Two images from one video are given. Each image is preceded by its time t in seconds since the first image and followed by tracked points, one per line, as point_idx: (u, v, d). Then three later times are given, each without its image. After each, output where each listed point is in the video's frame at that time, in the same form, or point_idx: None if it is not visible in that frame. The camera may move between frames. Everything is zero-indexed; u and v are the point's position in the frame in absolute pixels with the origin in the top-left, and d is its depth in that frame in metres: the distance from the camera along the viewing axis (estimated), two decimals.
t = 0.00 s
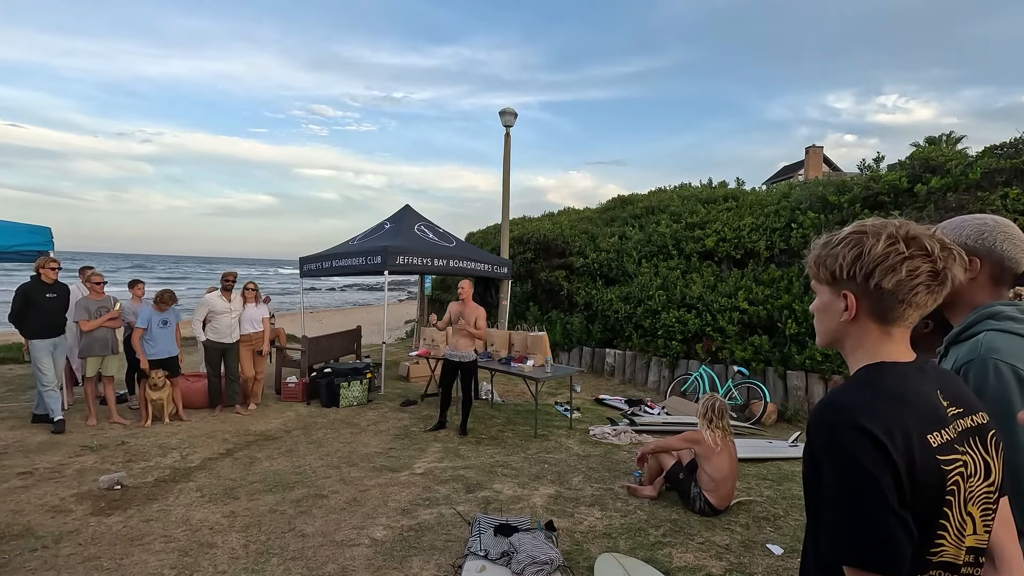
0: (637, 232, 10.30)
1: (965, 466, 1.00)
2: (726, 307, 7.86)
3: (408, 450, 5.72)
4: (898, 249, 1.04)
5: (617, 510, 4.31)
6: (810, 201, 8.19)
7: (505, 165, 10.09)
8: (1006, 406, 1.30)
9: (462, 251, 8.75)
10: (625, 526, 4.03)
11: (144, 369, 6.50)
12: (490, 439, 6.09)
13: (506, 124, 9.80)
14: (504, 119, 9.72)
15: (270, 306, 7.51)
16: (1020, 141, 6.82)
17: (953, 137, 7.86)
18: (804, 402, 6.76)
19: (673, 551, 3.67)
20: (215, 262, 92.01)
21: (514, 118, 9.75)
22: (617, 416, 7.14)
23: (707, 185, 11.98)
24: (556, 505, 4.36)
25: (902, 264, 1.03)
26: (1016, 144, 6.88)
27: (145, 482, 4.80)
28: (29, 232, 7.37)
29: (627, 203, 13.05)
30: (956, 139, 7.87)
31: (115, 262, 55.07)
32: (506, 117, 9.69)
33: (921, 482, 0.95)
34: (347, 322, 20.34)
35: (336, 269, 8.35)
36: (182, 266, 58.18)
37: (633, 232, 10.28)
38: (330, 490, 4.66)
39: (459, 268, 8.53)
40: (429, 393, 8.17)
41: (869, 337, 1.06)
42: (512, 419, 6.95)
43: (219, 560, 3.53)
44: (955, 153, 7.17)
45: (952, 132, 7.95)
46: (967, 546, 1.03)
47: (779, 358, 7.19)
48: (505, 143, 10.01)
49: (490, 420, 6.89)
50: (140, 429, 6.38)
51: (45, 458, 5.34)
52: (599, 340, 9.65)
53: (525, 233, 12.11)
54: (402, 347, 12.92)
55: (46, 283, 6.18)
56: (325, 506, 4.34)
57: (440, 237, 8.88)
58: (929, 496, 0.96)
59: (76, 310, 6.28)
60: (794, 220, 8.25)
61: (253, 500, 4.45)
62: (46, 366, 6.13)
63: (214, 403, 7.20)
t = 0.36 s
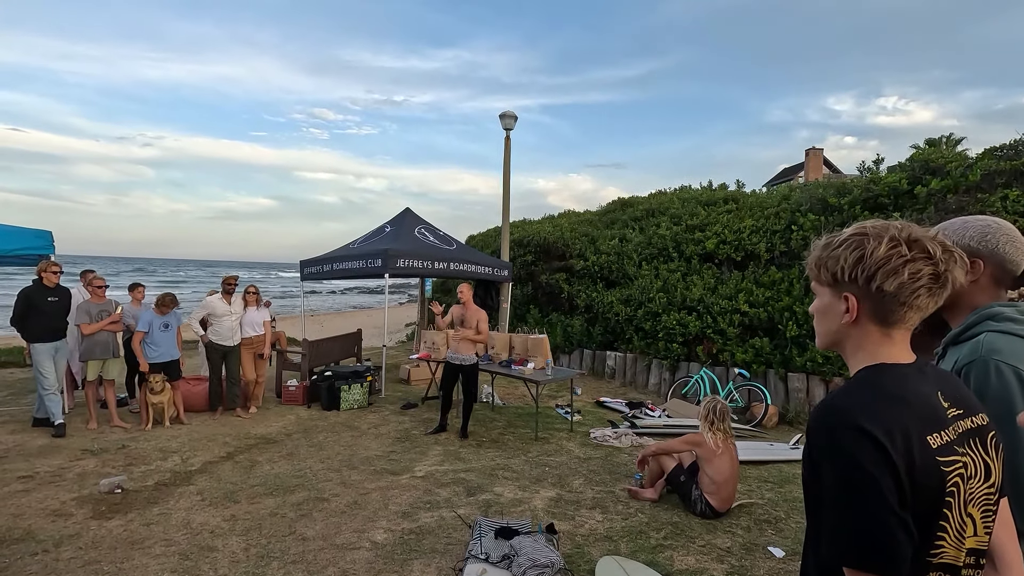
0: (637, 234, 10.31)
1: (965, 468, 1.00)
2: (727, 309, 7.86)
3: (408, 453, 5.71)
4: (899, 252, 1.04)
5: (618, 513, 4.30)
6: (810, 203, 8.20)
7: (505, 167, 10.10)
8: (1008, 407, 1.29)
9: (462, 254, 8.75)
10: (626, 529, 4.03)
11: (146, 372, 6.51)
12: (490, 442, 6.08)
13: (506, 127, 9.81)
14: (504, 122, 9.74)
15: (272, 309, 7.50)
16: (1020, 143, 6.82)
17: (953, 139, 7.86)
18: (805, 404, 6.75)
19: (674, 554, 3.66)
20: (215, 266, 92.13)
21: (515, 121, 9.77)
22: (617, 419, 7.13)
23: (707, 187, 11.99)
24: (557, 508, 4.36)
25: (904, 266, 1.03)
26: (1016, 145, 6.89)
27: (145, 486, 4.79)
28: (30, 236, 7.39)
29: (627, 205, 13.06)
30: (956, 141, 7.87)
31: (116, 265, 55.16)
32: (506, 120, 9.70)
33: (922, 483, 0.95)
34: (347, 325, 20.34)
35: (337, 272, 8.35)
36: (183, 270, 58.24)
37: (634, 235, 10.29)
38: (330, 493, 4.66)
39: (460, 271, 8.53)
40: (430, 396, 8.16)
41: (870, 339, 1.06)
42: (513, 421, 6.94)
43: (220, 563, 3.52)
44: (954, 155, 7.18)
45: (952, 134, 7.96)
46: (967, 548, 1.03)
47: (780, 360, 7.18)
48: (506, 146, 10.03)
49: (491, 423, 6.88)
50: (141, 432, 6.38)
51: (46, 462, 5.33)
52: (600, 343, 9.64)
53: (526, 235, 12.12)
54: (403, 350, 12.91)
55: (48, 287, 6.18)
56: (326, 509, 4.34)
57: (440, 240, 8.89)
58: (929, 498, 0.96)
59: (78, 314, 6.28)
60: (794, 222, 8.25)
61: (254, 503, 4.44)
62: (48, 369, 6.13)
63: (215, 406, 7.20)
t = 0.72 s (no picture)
0: (638, 236, 10.32)
1: (970, 470, 1.00)
2: (728, 310, 7.85)
3: (410, 456, 5.70)
4: (903, 254, 1.04)
5: (620, 515, 4.29)
6: (811, 205, 8.20)
7: (506, 170, 10.10)
8: (1010, 408, 1.29)
9: (463, 256, 8.76)
10: (628, 532, 4.02)
11: (148, 375, 6.51)
12: (492, 445, 6.08)
13: (507, 130, 9.82)
14: (505, 124, 9.76)
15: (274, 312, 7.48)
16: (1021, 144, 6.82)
17: (954, 141, 7.86)
18: (807, 406, 6.74)
19: (676, 557, 3.65)
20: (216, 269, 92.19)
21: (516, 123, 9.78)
22: (619, 421, 7.12)
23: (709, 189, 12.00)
24: (559, 511, 4.35)
25: (907, 268, 1.03)
26: (1017, 147, 6.88)
27: (147, 489, 4.79)
28: (33, 239, 7.40)
29: (628, 207, 13.06)
30: (957, 143, 7.88)
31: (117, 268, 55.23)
32: (507, 123, 9.72)
33: (928, 486, 0.95)
34: (349, 328, 20.36)
35: (338, 275, 8.36)
36: (184, 273, 58.33)
37: (635, 237, 10.29)
38: (332, 496, 4.65)
39: (461, 273, 8.54)
40: (431, 399, 8.16)
41: (874, 341, 1.06)
42: (514, 424, 6.94)
43: (221, 567, 3.52)
44: (955, 157, 7.17)
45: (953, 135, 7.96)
46: (974, 550, 1.02)
47: (782, 362, 7.17)
48: (507, 148, 10.05)
49: (492, 425, 6.87)
50: (143, 435, 6.38)
51: (47, 465, 5.34)
52: (601, 345, 9.64)
53: (527, 238, 12.12)
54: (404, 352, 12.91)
55: (50, 290, 6.21)
56: (328, 512, 4.33)
57: (442, 242, 8.90)
58: (935, 500, 0.96)
59: (80, 316, 6.28)
60: (795, 224, 8.25)
61: (256, 506, 4.44)
62: (50, 372, 6.13)
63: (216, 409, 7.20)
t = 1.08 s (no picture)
0: (639, 238, 10.31)
1: (974, 473, 0.99)
2: (729, 312, 7.84)
3: (410, 459, 5.70)
4: (902, 255, 1.04)
5: (621, 518, 4.29)
6: (812, 207, 8.18)
7: (507, 172, 10.10)
8: (1013, 410, 1.28)
9: (464, 258, 8.75)
10: (629, 534, 4.01)
11: (149, 378, 6.51)
12: (493, 448, 6.07)
13: (508, 132, 9.83)
14: (506, 127, 9.76)
15: (274, 314, 7.55)
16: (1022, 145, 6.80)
17: (955, 142, 7.85)
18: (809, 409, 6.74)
19: (678, 560, 3.64)
20: (217, 271, 92.26)
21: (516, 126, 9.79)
22: (620, 423, 7.11)
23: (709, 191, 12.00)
24: (560, 514, 4.34)
25: (907, 270, 1.03)
26: (1019, 148, 6.86)
27: (148, 492, 4.79)
28: (34, 243, 7.40)
29: (629, 209, 13.06)
30: (958, 144, 7.86)
31: (119, 271, 55.28)
32: (508, 125, 9.73)
33: (932, 490, 0.94)
34: (350, 330, 20.36)
35: (339, 277, 8.36)
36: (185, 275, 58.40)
37: (636, 239, 10.29)
38: (332, 499, 4.65)
39: (462, 275, 8.54)
40: (432, 401, 8.15)
41: (876, 344, 1.06)
42: (515, 426, 6.93)
43: (222, 570, 3.52)
44: (957, 158, 7.16)
45: (954, 137, 7.95)
46: (978, 555, 1.02)
47: (783, 364, 7.17)
48: (507, 151, 10.05)
49: (493, 428, 6.87)
50: (143, 438, 6.37)
51: (48, 468, 5.33)
52: (602, 347, 9.64)
53: (528, 240, 12.12)
54: (405, 354, 12.91)
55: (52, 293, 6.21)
56: (329, 515, 4.33)
57: (442, 244, 8.90)
58: (939, 504, 0.95)
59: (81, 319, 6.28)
60: (796, 225, 8.24)
61: (256, 509, 4.44)
62: (50, 375, 6.13)
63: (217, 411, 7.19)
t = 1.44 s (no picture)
0: (640, 239, 10.30)
1: (984, 475, 0.99)
2: (731, 313, 7.83)
3: (412, 460, 5.70)
4: (907, 254, 1.04)
5: (624, 520, 4.28)
6: (814, 207, 8.17)
7: (508, 173, 10.11)
8: (1021, 410, 1.27)
9: (465, 260, 8.75)
10: (632, 536, 4.00)
11: (151, 380, 6.51)
12: (495, 449, 6.06)
13: (508, 133, 9.84)
14: (507, 128, 9.76)
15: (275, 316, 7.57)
16: None
17: (957, 142, 7.84)
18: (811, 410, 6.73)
19: (681, 562, 3.63)
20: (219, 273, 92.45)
21: (517, 127, 9.79)
22: (622, 425, 7.10)
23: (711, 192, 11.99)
24: (562, 516, 4.33)
25: (913, 268, 1.02)
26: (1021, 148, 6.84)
27: (150, 494, 4.79)
28: (38, 245, 7.44)
29: (630, 210, 13.06)
30: (960, 144, 7.85)
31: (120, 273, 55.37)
32: (509, 126, 9.73)
33: (942, 492, 0.94)
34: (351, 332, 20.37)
35: (341, 279, 8.36)
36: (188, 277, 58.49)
37: (637, 240, 10.28)
38: (334, 500, 4.65)
39: (463, 277, 8.53)
40: (433, 403, 8.15)
41: (882, 344, 1.05)
42: (517, 428, 6.92)
43: (224, 572, 3.52)
44: (959, 158, 7.14)
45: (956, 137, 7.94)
46: (988, 557, 1.01)
47: (785, 365, 7.16)
48: (509, 152, 10.06)
49: (494, 429, 6.86)
50: (145, 440, 6.38)
51: (50, 470, 5.34)
52: (604, 349, 9.64)
53: (529, 241, 12.12)
54: (406, 356, 12.90)
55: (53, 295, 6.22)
56: (330, 517, 4.32)
57: (443, 246, 8.90)
58: (949, 506, 0.95)
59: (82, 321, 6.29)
60: (798, 226, 8.22)
61: (258, 511, 4.44)
62: (52, 377, 6.14)
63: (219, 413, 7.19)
